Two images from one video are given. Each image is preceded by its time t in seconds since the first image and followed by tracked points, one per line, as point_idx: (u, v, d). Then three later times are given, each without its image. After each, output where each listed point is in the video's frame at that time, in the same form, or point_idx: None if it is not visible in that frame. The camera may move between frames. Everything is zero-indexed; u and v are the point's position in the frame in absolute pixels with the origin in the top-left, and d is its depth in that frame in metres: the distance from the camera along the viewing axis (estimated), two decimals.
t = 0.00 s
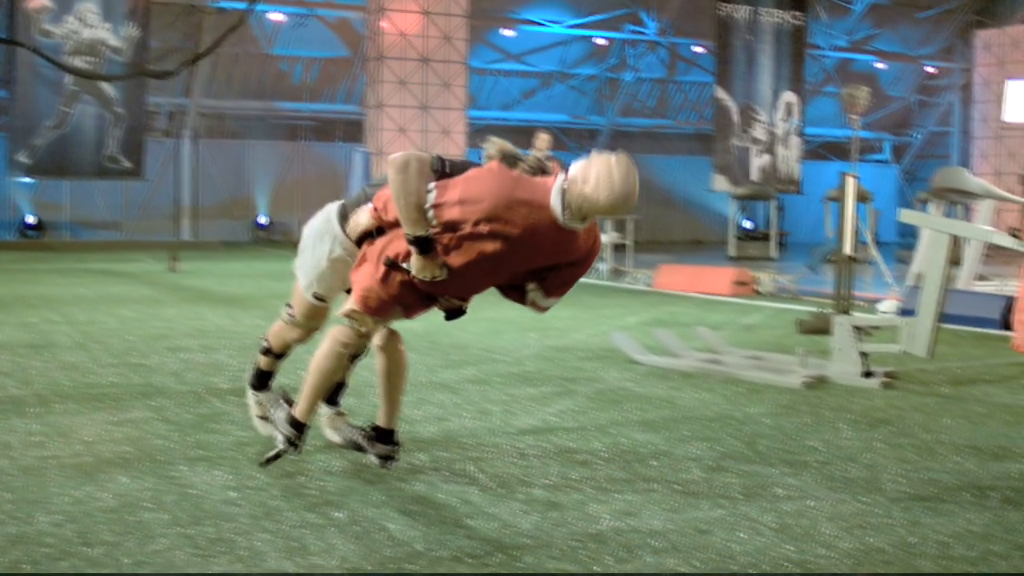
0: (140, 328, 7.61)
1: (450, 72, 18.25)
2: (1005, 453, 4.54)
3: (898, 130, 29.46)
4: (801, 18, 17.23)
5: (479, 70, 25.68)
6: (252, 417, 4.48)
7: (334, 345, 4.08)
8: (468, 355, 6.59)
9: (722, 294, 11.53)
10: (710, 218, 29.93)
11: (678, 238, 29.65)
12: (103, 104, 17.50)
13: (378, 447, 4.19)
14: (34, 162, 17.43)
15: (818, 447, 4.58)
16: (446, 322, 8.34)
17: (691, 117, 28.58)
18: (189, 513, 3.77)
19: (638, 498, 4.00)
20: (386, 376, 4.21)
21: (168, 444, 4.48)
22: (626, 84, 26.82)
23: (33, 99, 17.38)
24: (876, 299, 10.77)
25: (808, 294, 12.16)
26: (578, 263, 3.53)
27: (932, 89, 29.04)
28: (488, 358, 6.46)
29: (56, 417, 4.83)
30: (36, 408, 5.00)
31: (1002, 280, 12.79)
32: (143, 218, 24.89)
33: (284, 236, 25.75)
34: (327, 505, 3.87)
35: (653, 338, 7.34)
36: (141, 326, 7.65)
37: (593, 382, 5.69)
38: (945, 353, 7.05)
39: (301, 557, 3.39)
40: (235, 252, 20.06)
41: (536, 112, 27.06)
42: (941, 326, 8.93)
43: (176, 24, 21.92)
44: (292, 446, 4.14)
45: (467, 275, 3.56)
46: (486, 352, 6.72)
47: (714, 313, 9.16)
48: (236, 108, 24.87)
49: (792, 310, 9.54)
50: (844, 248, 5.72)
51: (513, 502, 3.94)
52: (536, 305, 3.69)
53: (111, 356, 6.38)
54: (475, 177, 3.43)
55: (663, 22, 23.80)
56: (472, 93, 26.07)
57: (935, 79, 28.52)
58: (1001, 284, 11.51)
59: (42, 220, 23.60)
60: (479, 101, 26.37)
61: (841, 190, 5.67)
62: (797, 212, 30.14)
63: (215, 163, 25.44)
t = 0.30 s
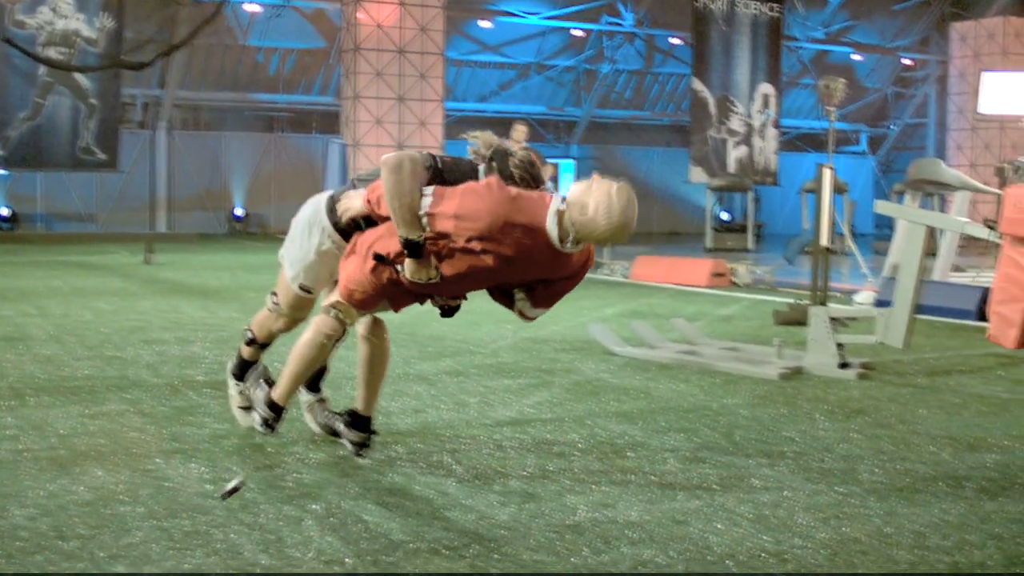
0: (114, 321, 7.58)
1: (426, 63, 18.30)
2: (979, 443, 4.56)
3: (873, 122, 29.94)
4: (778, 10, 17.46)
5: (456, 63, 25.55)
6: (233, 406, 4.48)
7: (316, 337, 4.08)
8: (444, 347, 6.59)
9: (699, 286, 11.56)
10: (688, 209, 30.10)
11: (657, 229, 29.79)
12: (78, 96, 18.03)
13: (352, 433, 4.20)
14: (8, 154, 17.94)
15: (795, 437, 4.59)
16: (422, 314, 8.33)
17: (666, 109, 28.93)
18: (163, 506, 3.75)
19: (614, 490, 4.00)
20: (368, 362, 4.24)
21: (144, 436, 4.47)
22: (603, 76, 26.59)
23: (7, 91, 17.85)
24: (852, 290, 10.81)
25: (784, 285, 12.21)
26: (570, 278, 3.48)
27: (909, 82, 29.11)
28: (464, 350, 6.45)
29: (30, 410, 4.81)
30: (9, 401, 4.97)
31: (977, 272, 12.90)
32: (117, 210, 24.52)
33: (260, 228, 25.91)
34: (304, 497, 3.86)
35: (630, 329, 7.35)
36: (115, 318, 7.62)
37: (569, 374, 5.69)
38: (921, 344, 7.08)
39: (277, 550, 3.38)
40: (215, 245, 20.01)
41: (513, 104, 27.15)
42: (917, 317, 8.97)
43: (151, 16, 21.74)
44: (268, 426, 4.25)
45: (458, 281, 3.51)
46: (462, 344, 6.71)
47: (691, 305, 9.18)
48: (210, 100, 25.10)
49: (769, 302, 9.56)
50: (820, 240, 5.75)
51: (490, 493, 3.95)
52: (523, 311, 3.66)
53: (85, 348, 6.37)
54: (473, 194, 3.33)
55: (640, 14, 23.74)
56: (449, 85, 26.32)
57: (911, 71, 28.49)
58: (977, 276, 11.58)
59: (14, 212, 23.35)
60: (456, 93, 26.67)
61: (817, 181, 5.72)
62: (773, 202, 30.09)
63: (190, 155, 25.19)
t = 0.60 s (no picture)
0: (91, 313, 7.54)
1: (405, 55, 18.39)
2: (956, 433, 4.59)
3: (852, 113, 29.96)
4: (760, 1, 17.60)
5: (434, 53, 25.57)
6: (212, 396, 4.34)
7: (300, 325, 4.04)
8: (423, 339, 6.59)
9: (679, 278, 11.59)
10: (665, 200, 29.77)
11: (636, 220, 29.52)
12: (53, 87, 18.16)
13: (328, 419, 4.22)
14: None
15: (773, 428, 4.61)
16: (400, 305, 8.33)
17: (645, 100, 28.83)
18: (140, 499, 3.74)
19: (593, 480, 4.01)
20: (352, 354, 4.20)
21: (121, 429, 4.45)
22: (581, 68, 26.68)
23: None
24: (831, 281, 10.85)
25: (763, 277, 12.23)
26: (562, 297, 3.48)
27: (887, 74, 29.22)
28: (443, 342, 6.46)
29: (7, 403, 4.78)
30: None
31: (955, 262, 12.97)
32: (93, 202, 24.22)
33: (238, 220, 25.68)
34: (282, 489, 3.85)
35: (609, 321, 7.36)
36: (92, 311, 7.58)
37: (548, 365, 5.70)
38: (899, 334, 7.12)
39: (255, 542, 3.38)
40: (195, 237, 19.92)
41: (491, 95, 26.87)
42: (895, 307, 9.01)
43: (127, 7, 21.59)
44: (247, 406, 4.17)
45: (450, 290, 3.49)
46: (441, 336, 6.71)
47: (669, 296, 9.21)
48: (186, 91, 24.73)
49: (747, 293, 9.58)
50: (799, 231, 5.78)
51: (468, 484, 3.94)
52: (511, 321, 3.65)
53: (61, 341, 6.33)
54: (472, 209, 3.31)
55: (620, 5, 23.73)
56: (427, 76, 26.19)
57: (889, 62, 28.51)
58: (954, 267, 11.64)
59: None
60: (433, 84, 26.43)
61: (796, 172, 5.73)
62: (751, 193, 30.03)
63: (167, 147, 24.95)
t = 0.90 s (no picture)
0: (68, 306, 7.51)
1: (383, 46, 18.54)
2: (934, 424, 4.61)
3: (830, 105, 30.03)
4: None
5: (413, 45, 25.57)
6: (196, 387, 4.38)
7: (284, 315, 4.00)
8: (402, 331, 6.58)
9: (658, 269, 11.61)
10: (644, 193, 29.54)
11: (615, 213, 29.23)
12: (29, 78, 18.46)
13: (307, 403, 4.20)
14: None
15: (752, 419, 4.63)
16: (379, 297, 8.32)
17: (624, 92, 28.87)
18: (117, 493, 3.72)
19: (572, 472, 4.01)
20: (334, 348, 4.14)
21: (98, 423, 4.43)
22: (560, 60, 26.73)
23: None
24: (809, 273, 10.88)
25: (742, 268, 12.26)
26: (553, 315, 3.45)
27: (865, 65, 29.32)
28: (422, 334, 6.46)
29: None
30: None
31: (933, 253, 13.03)
32: (70, 194, 24.03)
33: (215, 212, 25.51)
34: (260, 482, 3.84)
35: (589, 313, 7.37)
36: (69, 304, 7.54)
37: (526, 357, 5.71)
38: (877, 326, 7.15)
39: (233, 535, 3.37)
40: (176, 229, 19.84)
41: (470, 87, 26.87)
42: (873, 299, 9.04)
43: None
44: (230, 386, 4.15)
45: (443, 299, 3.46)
46: (420, 328, 6.71)
47: (649, 287, 9.22)
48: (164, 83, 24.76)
49: (726, 285, 9.60)
50: (777, 223, 5.82)
51: (446, 476, 3.95)
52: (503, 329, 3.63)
53: (38, 334, 6.30)
54: (468, 228, 3.26)
55: None
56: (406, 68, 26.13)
57: (867, 54, 28.57)
58: (931, 258, 11.70)
59: None
60: (412, 75, 26.36)
61: (774, 164, 5.73)
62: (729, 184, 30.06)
63: (145, 138, 24.72)
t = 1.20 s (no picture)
0: (46, 300, 7.47)
1: (363, 38, 18.47)
2: (913, 416, 4.63)
3: (810, 98, 30.08)
4: None
5: (392, 38, 25.48)
6: (180, 375, 4.39)
7: (272, 303, 3.95)
8: (382, 324, 6.58)
9: (638, 262, 11.64)
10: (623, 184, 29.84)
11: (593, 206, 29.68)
12: (8, 71, 17.98)
13: (286, 389, 4.12)
14: None
15: (731, 411, 4.65)
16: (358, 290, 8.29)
17: (604, 84, 28.89)
18: (97, 486, 3.71)
19: (553, 464, 4.02)
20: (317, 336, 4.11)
21: (76, 416, 4.42)
22: (540, 53, 26.64)
23: None
24: (789, 265, 10.93)
25: (722, 260, 12.30)
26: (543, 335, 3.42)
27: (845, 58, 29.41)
28: (402, 327, 6.47)
29: None
30: None
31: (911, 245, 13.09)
32: (49, 186, 24.06)
33: (195, 204, 25.61)
34: (241, 476, 3.84)
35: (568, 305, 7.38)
36: (47, 297, 7.51)
37: (506, 349, 5.72)
38: (856, 318, 7.18)
39: (213, 529, 3.36)
40: (156, 222, 19.75)
41: (450, 80, 26.80)
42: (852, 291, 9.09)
43: None
44: (213, 366, 4.11)
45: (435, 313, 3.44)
46: (400, 320, 6.71)
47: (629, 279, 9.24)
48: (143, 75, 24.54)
49: (706, 277, 9.62)
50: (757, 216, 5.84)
51: (426, 469, 3.94)
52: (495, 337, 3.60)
53: (16, 328, 6.27)
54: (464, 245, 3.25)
55: None
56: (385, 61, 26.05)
57: (847, 47, 28.64)
58: (910, 250, 11.77)
59: None
60: (391, 69, 26.28)
61: (755, 156, 5.78)
62: (711, 177, 30.11)
63: (124, 130, 24.72)
